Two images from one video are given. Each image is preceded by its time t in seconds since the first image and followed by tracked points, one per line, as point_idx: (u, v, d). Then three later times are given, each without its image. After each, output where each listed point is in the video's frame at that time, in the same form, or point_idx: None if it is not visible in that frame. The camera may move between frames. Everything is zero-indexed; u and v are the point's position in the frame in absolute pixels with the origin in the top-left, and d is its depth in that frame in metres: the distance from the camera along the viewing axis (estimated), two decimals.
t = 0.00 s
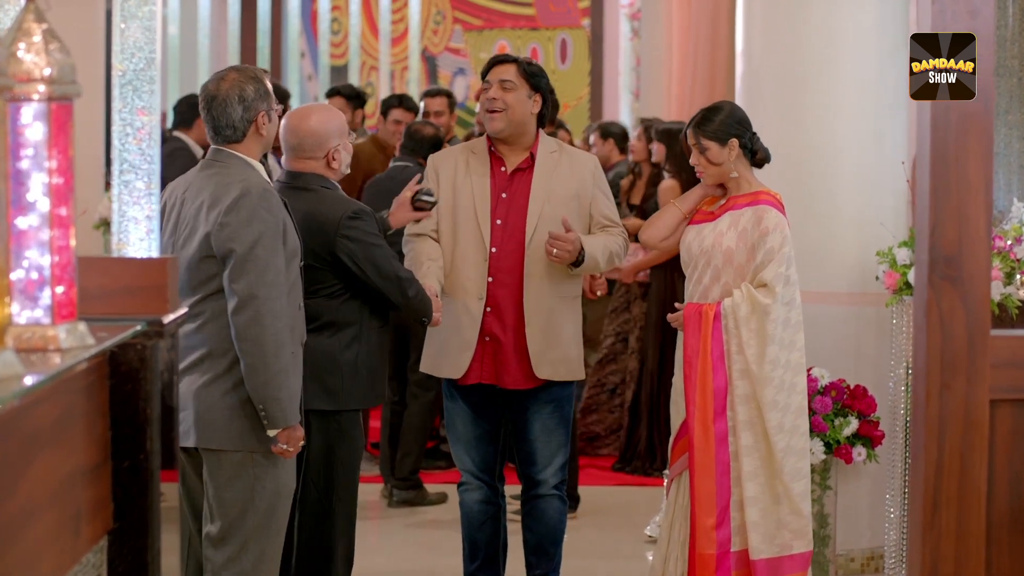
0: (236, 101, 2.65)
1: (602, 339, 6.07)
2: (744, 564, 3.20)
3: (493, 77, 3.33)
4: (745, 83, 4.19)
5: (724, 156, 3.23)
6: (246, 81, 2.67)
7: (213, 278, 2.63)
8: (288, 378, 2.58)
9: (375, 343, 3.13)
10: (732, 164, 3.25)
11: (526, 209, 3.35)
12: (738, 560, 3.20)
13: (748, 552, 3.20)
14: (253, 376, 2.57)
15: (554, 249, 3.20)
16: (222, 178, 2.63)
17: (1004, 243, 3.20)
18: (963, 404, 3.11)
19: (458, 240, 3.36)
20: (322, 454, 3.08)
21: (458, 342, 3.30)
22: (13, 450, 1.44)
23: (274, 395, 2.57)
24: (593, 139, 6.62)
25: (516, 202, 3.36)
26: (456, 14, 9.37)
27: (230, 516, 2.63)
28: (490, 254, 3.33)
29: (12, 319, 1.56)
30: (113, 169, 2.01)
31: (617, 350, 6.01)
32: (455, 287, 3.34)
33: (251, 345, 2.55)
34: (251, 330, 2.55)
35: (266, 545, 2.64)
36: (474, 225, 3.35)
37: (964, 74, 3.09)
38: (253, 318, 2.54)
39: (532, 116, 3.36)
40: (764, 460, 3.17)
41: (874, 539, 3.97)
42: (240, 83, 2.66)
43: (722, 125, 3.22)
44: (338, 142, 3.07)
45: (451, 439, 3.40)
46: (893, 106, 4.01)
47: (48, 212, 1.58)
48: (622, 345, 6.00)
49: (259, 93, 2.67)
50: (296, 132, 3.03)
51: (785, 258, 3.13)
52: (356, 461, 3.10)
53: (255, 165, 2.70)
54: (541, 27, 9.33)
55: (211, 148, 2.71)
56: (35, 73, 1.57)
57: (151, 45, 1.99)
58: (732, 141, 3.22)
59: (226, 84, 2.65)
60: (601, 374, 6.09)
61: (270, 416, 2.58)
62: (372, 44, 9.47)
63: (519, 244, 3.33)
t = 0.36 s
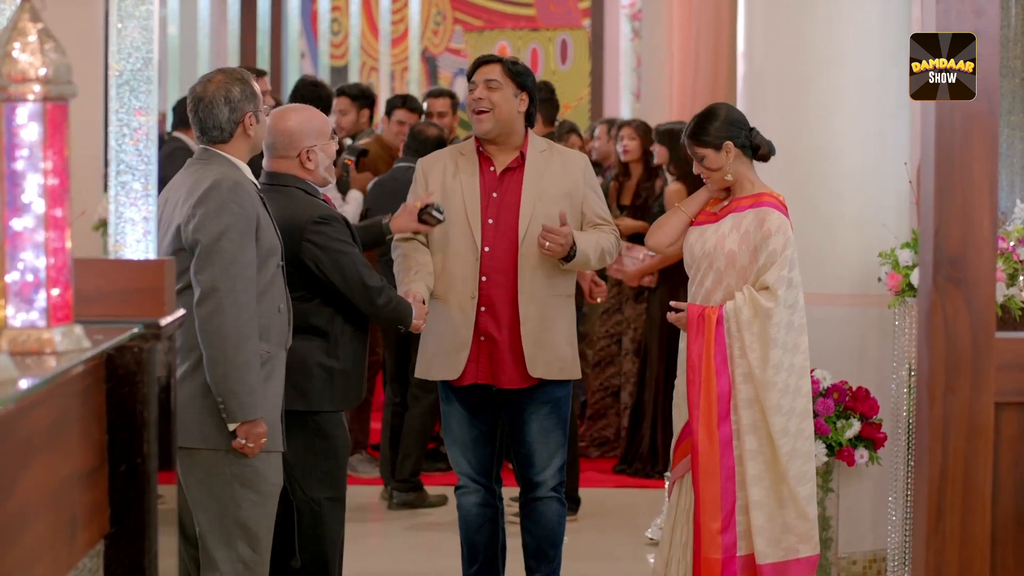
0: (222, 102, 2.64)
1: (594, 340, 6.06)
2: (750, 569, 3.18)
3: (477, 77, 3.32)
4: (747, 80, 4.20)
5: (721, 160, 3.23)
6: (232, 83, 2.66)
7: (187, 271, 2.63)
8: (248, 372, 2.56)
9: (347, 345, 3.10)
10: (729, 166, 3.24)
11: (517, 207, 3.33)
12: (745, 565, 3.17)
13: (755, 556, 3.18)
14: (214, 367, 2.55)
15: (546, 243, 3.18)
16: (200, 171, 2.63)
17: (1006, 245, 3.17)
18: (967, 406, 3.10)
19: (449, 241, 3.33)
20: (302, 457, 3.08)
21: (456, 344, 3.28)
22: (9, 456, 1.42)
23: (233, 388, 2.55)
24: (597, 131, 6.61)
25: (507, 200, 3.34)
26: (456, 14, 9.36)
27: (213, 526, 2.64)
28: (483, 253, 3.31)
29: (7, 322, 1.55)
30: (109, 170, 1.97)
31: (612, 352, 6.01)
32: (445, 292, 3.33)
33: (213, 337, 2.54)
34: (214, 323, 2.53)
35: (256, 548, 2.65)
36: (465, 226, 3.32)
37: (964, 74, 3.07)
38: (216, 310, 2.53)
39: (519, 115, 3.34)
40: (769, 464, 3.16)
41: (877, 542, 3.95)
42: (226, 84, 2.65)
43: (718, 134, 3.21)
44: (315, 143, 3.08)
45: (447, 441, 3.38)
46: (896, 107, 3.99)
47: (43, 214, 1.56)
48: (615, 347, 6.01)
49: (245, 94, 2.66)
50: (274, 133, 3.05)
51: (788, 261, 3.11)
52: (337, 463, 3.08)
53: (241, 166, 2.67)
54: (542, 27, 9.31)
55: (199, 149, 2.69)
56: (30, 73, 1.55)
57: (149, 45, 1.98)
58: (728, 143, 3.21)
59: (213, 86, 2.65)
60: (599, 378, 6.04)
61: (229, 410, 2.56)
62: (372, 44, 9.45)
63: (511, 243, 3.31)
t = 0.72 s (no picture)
0: (203, 103, 2.62)
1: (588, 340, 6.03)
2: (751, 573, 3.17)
3: (467, 83, 3.30)
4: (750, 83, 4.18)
5: (726, 161, 3.21)
6: (212, 83, 2.64)
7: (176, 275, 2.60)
8: (246, 378, 2.54)
9: (321, 344, 3.09)
10: (736, 166, 3.21)
11: (515, 209, 3.31)
12: (746, 569, 3.16)
13: (757, 561, 3.16)
14: (211, 374, 2.53)
15: (548, 246, 3.16)
16: (187, 174, 2.59)
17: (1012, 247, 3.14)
18: (974, 411, 3.08)
19: (449, 243, 3.32)
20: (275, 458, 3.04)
21: (456, 345, 3.26)
22: (5, 462, 1.40)
23: (232, 395, 2.53)
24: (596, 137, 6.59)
25: (505, 201, 3.31)
26: (458, 15, 9.35)
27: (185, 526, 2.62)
28: (482, 254, 3.29)
29: (3, 325, 1.53)
30: (107, 172, 1.93)
31: (607, 353, 5.99)
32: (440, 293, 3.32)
33: (210, 344, 2.52)
34: (210, 329, 2.51)
35: (225, 552, 2.63)
36: (463, 228, 3.31)
37: (964, 74, 3.07)
38: (212, 316, 2.51)
39: (512, 117, 3.31)
40: (772, 468, 3.13)
41: (880, 546, 3.93)
42: (206, 84, 2.63)
43: (724, 132, 3.18)
44: (303, 141, 3.07)
45: (447, 443, 3.36)
46: (901, 108, 3.97)
47: (40, 215, 1.54)
48: (608, 348, 5.99)
49: (225, 93, 2.64)
50: (267, 129, 3.07)
51: (792, 263, 3.08)
52: (310, 464, 3.03)
53: (226, 166, 2.65)
54: (544, 29, 9.29)
55: (181, 150, 2.67)
56: (26, 73, 1.53)
57: (147, 45, 1.94)
58: (734, 143, 3.19)
59: (192, 87, 2.62)
60: (594, 381, 5.99)
61: (228, 417, 2.54)
62: (374, 46, 9.44)
63: (510, 246, 3.29)
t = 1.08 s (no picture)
0: (217, 104, 2.60)
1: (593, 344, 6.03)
2: None
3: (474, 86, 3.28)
4: (755, 83, 4.16)
5: (736, 156, 3.19)
6: (228, 86, 2.63)
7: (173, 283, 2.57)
8: (247, 394, 2.54)
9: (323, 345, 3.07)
10: (745, 164, 3.20)
11: (520, 212, 3.29)
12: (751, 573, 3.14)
13: (763, 565, 3.14)
14: (209, 389, 2.52)
15: (541, 258, 3.15)
16: (190, 183, 2.57)
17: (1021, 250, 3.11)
18: (983, 414, 3.06)
19: (454, 246, 3.30)
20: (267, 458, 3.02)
21: (459, 347, 3.24)
22: (3, 467, 1.39)
23: (231, 412, 2.52)
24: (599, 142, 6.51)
25: (510, 204, 3.29)
26: (461, 16, 9.33)
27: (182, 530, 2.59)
28: (485, 256, 3.26)
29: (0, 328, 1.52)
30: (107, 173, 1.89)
31: (613, 356, 5.98)
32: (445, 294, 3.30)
33: (210, 358, 2.50)
34: (211, 343, 2.50)
35: (221, 561, 2.60)
36: (468, 228, 3.29)
37: (964, 74, 3.06)
38: (214, 330, 2.49)
39: (520, 120, 3.29)
40: (777, 472, 3.11)
41: (886, 548, 3.90)
42: (222, 87, 2.62)
43: (740, 127, 3.17)
44: (293, 141, 3.04)
45: (450, 445, 3.34)
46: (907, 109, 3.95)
47: (37, 217, 1.53)
48: (615, 350, 5.99)
49: (239, 98, 2.64)
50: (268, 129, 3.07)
51: (797, 266, 3.06)
52: (309, 468, 3.00)
53: (226, 172, 2.63)
54: (547, 29, 9.26)
55: (182, 152, 2.65)
56: (24, 73, 1.51)
57: (147, 44, 1.88)
58: (746, 141, 3.18)
59: (206, 86, 2.61)
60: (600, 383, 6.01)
61: (226, 433, 2.53)
62: (377, 46, 9.42)
63: (514, 248, 3.26)
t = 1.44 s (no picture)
0: (206, 103, 2.58)
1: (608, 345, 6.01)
2: None
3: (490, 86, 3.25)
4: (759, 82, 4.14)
5: (749, 154, 3.16)
6: (217, 84, 2.61)
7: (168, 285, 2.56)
8: (244, 394, 2.52)
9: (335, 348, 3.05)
10: (757, 164, 3.18)
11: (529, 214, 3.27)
12: None
13: (769, 569, 3.12)
14: (207, 391, 2.50)
15: (545, 265, 3.13)
16: (182, 183, 2.54)
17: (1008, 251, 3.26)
18: (992, 418, 3.04)
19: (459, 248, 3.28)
20: (277, 461, 3.01)
21: (462, 346, 3.22)
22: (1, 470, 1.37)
23: (230, 412, 2.51)
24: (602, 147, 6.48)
25: (520, 206, 3.27)
26: (464, 16, 9.31)
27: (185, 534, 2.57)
28: (491, 257, 3.25)
29: None
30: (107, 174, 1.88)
31: (628, 358, 5.95)
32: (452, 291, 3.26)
33: (206, 358, 2.49)
34: (207, 343, 2.49)
35: (221, 563, 2.58)
36: (475, 228, 3.28)
37: (964, 74, 3.09)
38: (209, 331, 2.48)
39: (535, 121, 3.27)
40: (784, 475, 3.09)
41: (891, 551, 3.89)
42: (210, 86, 2.60)
43: (754, 124, 3.15)
44: (314, 145, 3.04)
45: (456, 446, 3.31)
46: (913, 109, 3.93)
47: (35, 218, 1.51)
48: (631, 352, 5.95)
49: (229, 96, 2.61)
50: (270, 133, 2.99)
51: (805, 268, 3.04)
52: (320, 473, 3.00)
53: (220, 172, 2.61)
54: (551, 30, 9.24)
55: (176, 152, 2.63)
56: (21, 72, 1.50)
57: (147, 44, 1.86)
58: (759, 139, 3.15)
59: (196, 86, 2.59)
60: (612, 385, 6.00)
61: (226, 435, 2.52)
62: (380, 46, 9.40)
63: (519, 250, 3.24)
